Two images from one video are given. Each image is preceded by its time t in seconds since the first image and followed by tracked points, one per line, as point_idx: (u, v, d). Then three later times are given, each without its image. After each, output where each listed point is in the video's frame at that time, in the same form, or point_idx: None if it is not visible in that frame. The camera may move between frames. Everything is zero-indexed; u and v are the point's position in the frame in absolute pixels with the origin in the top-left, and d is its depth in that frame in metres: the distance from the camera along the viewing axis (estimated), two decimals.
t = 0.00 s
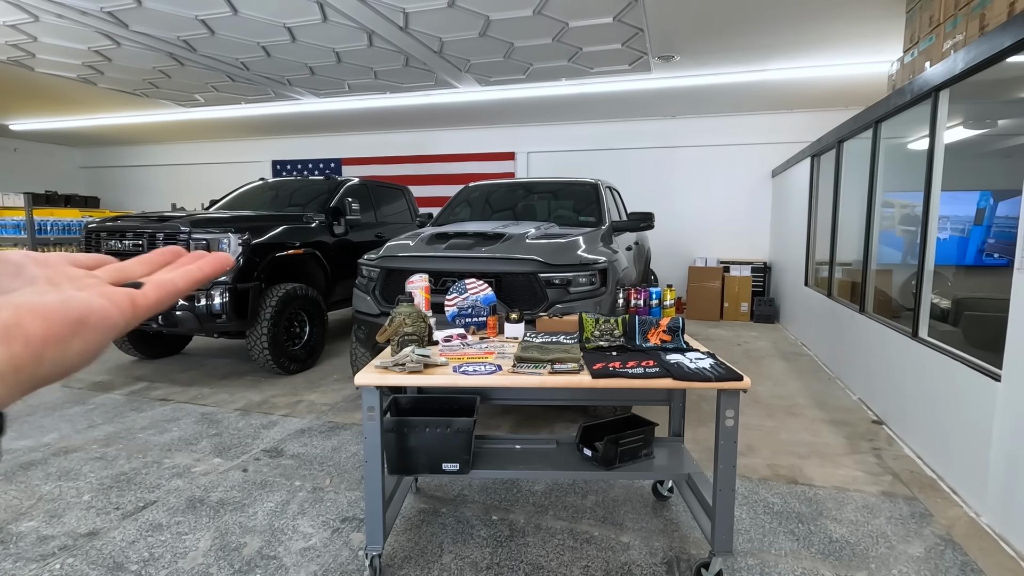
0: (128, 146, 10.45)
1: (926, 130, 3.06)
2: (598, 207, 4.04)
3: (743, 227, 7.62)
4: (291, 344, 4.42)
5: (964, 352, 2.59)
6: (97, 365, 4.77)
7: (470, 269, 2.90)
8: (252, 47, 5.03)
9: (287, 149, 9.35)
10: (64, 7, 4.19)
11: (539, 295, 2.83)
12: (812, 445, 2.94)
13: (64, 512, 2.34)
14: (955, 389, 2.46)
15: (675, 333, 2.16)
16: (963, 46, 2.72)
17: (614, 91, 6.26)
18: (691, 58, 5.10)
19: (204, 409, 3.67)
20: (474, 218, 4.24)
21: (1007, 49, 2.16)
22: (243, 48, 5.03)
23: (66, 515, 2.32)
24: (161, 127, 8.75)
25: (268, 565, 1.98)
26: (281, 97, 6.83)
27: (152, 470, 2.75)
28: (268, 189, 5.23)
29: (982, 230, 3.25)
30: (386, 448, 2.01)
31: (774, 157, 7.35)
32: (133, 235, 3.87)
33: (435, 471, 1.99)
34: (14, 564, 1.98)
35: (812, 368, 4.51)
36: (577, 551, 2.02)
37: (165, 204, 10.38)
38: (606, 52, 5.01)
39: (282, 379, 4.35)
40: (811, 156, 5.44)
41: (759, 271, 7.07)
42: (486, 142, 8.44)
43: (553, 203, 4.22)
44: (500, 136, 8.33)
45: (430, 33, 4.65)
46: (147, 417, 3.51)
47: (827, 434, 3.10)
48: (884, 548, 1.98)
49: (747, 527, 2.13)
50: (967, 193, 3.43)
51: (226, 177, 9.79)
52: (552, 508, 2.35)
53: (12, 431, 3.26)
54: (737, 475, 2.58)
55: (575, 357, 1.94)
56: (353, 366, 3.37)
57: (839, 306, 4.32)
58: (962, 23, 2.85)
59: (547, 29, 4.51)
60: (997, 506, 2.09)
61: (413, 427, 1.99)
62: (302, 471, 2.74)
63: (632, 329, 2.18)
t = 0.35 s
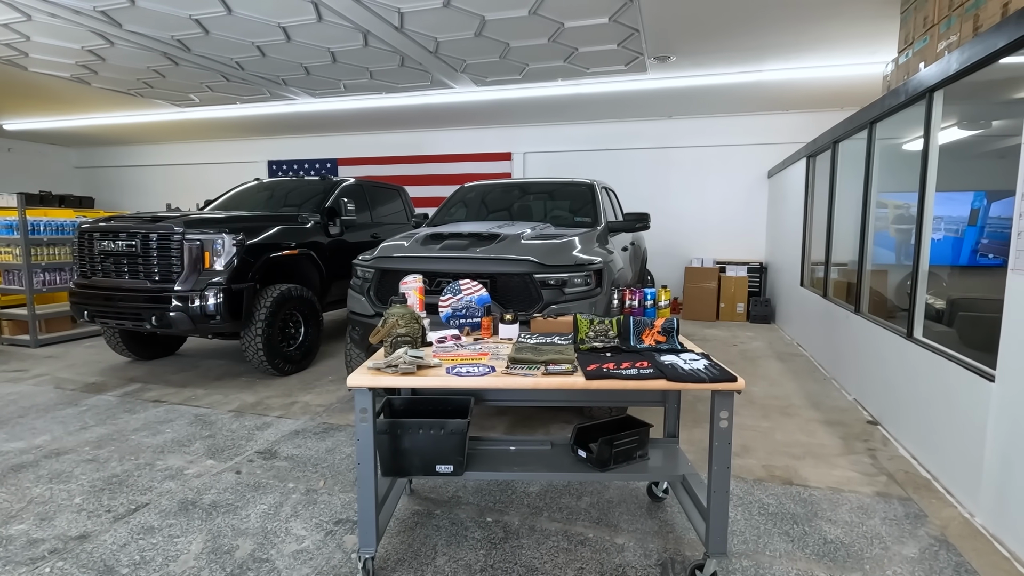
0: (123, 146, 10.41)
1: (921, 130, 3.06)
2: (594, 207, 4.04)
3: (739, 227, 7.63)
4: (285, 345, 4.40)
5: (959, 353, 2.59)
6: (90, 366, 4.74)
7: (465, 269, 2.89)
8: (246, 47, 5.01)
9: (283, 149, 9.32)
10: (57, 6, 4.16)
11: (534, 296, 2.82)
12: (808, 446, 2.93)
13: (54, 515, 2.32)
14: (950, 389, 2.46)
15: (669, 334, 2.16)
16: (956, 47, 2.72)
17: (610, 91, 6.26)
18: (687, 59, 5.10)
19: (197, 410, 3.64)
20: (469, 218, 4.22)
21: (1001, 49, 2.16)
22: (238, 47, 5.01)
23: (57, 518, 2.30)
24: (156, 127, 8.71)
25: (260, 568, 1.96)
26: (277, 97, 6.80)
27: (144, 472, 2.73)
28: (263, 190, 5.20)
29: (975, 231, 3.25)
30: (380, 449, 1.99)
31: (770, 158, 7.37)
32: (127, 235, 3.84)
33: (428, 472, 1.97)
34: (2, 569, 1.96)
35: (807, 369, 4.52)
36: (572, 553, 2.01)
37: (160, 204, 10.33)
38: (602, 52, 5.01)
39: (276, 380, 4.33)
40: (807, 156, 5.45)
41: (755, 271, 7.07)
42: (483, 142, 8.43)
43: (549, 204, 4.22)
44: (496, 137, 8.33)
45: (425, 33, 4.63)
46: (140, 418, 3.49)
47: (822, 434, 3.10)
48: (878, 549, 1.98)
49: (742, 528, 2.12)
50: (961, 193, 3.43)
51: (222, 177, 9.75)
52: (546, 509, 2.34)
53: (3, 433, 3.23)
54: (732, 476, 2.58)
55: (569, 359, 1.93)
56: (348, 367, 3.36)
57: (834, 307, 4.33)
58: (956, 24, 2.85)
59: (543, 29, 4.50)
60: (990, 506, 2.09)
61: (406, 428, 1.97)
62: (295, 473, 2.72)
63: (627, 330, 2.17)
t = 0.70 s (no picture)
0: (119, 146, 10.37)
1: (919, 130, 3.07)
2: (592, 207, 4.04)
3: (736, 227, 7.64)
4: (283, 345, 4.39)
5: (957, 352, 2.60)
6: (86, 367, 4.71)
7: (463, 269, 2.89)
8: (244, 46, 5.00)
9: (280, 149, 9.29)
10: (52, 4, 4.14)
11: (533, 296, 2.82)
12: (806, 446, 2.94)
13: (50, 516, 2.30)
14: (948, 388, 2.46)
15: (668, 333, 2.16)
16: (954, 47, 2.73)
17: (608, 91, 6.27)
18: (684, 59, 5.11)
19: (194, 411, 3.62)
20: (468, 218, 4.22)
21: (999, 49, 2.16)
22: (235, 47, 4.99)
23: (52, 519, 2.28)
24: (152, 127, 8.68)
25: (258, 569, 1.95)
26: (274, 96, 6.79)
27: (141, 473, 2.71)
28: (260, 189, 5.18)
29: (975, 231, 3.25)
30: (378, 449, 1.98)
31: (767, 158, 7.38)
32: (123, 235, 3.82)
33: (427, 472, 1.97)
34: None
35: (805, 369, 4.52)
36: (570, 553, 2.01)
37: (157, 204, 10.29)
38: (600, 52, 5.01)
39: (273, 380, 4.31)
40: (804, 157, 5.46)
41: (753, 271, 7.08)
42: (481, 142, 8.42)
43: (547, 204, 4.21)
44: (494, 137, 8.32)
45: (423, 33, 4.63)
46: (136, 419, 3.47)
47: (820, 434, 3.10)
48: (878, 548, 1.98)
49: (741, 528, 2.12)
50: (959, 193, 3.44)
51: (219, 177, 9.72)
52: (545, 510, 2.33)
53: None
54: (731, 476, 2.58)
55: (568, 358, 1.92)
56: (345, 367, 3.35)
57: (832, 307, 4.33)
58: (954, 24, 2.86)
59: (542, 29, 4.50)
60: (989, 505, 2.09)
61: (405, 428, 1.96)
62: (293, 473, 2.71)
63: (626, 330, 2.17)
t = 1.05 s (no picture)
0: (116, 146, 10.34)
1: (915, 132, 3.08)
2: (590, 208, 4.05)
3: (734, 228, 7.66)
4: (281, 345, 4.38)
5: (953, 352, 2.62)
6: (83, 367, 4.70)
7: (462, 270, 2.89)
8: (242, 47, 5.00)
9: (279, 149, 9.29)
10: (50, 5, 4.13)
11: (532, 296, 2.82)
12: (804, 446, 2.95)
13: (49, 517, 2.30)
14: (944, 388, 2.47)
15: (667, 334, 2.17)
16: (950, 49, 2.75)
17: (606, 92, 6.28)
18: (682, 60, 5.12)
19: (193, 411, 3.62)
20: (466, 218, 4.23)
21: (995, 51, 2.18)
22: (233, 47, 4.99)
23: (51, 520, 2.28)
24: (150, 127, 8.66)
25: (258, 569, 1.96)
26: (272, 96, 6.78)
27: (139, 474, 2.71)
28: (259, 190, 5.18)
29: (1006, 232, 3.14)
30: (378, 450, 1.99)
31: (765, 159, 7.41)
32: (122, 235, 3.81)
33: (426, 473, 1.97)
34: None
35: (803, 369, 4.54)
36: (570, 553, 2.01)
37: (155, 204, 10.27)
38: (598, 53, 5.03)
39: (272, 381, 4.31)
40: (802, 158, 5.48)
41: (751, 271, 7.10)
42: (479, 142, 8.43)
43: (545, 204, 4.22)
44: (493, 137, 8.33)
45: (422, 33, 4.64)
46: (135, 419, 3.46)
47: (818, 434, 3.12)
48: (875, 548, 1.99)
49: (739, 528, 2.13)
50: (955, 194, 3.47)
51: (216, 177, 9.71)
52: (544, 510, 2.34)
53: None
54: (729, 475, 2.59)
55: (568, 359, 1.93)
56: (344, 368, 3.35)
57: (829, 307, 4.35)
58: (949, 26, 2.88)
59: (540, 30, 4.51)
60: (985, 505, 2.11)
61: (404, 429, 1.97)
62: (292, 474, 2.71)
63: (625, 330, 2.18)
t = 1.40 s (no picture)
0: (112, 146, 10.31)
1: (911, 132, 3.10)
2: (588, 208, 4.05)
3: (731, 228, 7.68)
4: (279, 345, 4.38)
5: (949, 352, 2.63)
6: (80, 368, 4.68)
7: (460, 270, 2.89)
8: (239, 47, 4.99)
9: (276, 150, 9.27)
10: (46, 4, 4.12)
11: (530, 296, 2.82)
12: (801, 445, 2.96)
13: (45, 519, 2.29)
14: (940, 387, 2.48)
15: (665, 333, 2.17)
16: (946, 50, 2.76)
17: (603, 93, 6.30)
18: (680, 61, 5.14)
19: (190, 412, 3.61)
20: (464, 219, 4.23)
21: (991, 52, 2.19)
22: (230, 47, 4.98)
23: (48, 521, 2.27)
24: (148, 127, 8.64)
25: (256, 570, 1.95)
26: (269, 97, 6.77)
27: (137, 475, 2.70)
28: (256, 190, 5.17)
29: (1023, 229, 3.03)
30: (376, 450, 1.99)
31: (762, 160, 7.43)
32: (118, 235, 3.80)
33: (425, 473, 1.97)
34: None
35: (800, 369, 4.56)
36: (568, 552, 2.02)
37: (151, 205, 10.25)
38: (596, 54, 5.03)
39: (270, 381, 4.31)
40: (799, 158, 5.49)
41: (748, 271, 7.12)
42: (476, 143, 8.43)
43: (543, 205, 4.22)
44: (490, 138, 8.33)
45: (420, 34, 4.64)
46: (132, 420, 3.45)
47: (815, 433, 3.13)
48: (872, 546, 2.00)
49: (737, 527, 2.14)
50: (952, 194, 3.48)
51: (213, 178, 9.69)
52: (542, 510, 2.35)
53: None
54: (727, 475, 2.59)
55: (566, 358, 1.93)
56: (342, 369, 3.35)
57: (826, 307, 4.37)
58: (945, 28, 2.89)
59: (537, 30, 4.51)
60: (981, 503, 2.12)
61: (403, 429, 1.97)
62: (290, 474, 2.71)
63: (623, 330, 2.19)
